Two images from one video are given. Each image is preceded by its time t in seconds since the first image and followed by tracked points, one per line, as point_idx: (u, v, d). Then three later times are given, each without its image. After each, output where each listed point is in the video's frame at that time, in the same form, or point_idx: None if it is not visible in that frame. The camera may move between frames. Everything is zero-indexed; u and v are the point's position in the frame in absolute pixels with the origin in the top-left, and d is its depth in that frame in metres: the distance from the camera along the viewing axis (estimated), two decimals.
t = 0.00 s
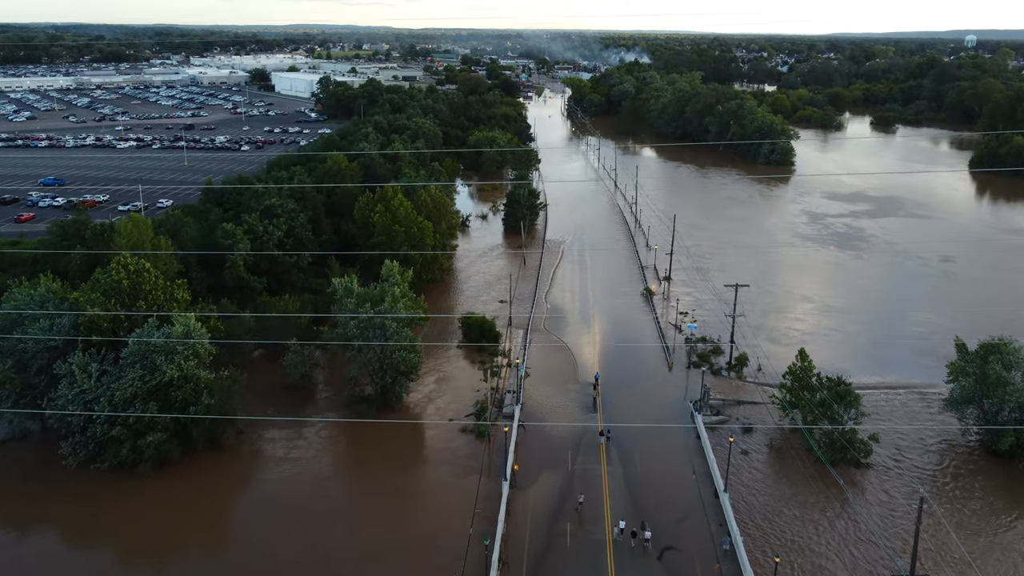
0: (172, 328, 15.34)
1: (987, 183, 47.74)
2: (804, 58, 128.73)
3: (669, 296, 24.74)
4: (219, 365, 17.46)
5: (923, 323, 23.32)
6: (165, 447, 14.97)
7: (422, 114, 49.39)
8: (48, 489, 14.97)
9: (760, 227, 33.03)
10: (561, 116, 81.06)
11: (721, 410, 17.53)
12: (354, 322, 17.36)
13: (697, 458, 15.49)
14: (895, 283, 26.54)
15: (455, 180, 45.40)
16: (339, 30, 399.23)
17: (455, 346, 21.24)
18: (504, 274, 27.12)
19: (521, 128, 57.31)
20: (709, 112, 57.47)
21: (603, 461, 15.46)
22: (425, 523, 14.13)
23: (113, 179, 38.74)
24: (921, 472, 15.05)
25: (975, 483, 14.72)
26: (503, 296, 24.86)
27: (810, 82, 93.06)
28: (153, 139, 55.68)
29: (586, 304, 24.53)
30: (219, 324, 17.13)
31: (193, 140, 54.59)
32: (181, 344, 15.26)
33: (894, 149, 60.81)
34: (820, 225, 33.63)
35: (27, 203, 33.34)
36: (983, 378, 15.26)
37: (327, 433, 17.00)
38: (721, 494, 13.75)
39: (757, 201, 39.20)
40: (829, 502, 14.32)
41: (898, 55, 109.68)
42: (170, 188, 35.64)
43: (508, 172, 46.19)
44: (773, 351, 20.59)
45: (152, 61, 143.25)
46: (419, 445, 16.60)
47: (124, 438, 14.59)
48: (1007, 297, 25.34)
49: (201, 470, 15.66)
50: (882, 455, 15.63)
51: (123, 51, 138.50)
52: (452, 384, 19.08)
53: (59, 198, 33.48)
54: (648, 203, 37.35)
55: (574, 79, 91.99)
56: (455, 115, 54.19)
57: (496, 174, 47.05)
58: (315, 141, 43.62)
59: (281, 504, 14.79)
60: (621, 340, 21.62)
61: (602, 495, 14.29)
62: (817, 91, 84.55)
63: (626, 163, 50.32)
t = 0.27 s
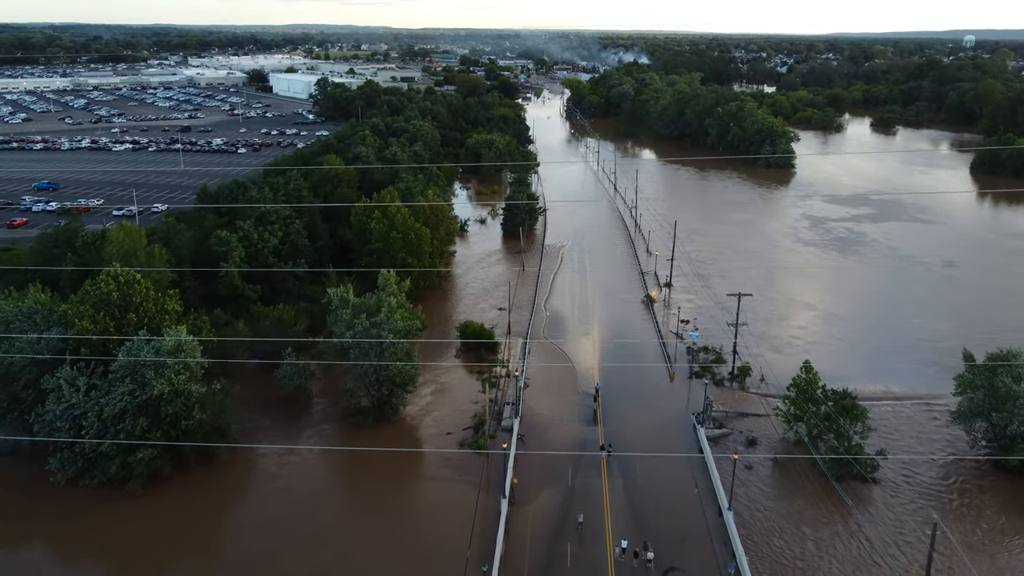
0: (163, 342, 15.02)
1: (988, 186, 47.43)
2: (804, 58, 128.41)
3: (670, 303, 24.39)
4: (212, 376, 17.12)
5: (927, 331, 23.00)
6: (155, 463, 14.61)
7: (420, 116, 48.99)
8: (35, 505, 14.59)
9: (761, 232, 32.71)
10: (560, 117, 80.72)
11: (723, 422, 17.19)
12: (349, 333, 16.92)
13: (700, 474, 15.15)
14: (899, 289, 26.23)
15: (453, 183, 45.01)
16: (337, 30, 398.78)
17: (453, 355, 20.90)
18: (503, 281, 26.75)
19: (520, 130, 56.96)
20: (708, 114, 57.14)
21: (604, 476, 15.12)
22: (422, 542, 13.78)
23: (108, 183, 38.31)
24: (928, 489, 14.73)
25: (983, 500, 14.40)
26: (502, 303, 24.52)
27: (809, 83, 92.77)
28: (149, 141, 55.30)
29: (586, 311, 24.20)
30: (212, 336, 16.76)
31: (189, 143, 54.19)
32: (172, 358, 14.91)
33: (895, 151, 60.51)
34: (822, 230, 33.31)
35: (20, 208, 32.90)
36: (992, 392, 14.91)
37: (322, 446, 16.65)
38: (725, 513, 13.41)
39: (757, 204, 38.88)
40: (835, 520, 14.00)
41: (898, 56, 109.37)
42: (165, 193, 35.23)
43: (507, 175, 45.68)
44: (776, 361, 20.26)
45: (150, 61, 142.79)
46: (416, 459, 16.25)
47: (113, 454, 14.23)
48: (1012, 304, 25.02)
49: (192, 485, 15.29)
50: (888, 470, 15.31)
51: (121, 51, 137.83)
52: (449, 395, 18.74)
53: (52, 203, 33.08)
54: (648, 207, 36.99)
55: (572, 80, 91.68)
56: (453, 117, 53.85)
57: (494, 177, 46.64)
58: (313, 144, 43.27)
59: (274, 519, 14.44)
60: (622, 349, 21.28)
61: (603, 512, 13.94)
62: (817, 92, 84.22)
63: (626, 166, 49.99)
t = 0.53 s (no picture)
0: (153, 356, 14.63)
1: (990, 189, 47.11)
2: (803, 59, 128.03)
3: (672, 311, 24.03)
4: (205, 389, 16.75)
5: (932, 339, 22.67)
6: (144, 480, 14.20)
7: (418, 118, 48.59)
8: (22, 523, 14.19)
9: (763, 237, 32.37)
10: (559, 118, 80.34)
11: (727, 435, 16.86)
12: (344, 345, 16.44)
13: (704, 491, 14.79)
14: (903, 296, 25.90)
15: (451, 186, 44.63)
16: (335, 30, 398.31)
17: (451, 365, 20.55)
18: (502, 288, 26.39)
19: (519, 132, 56.60)
20: (708, 116, 56.80)
21: (605, 493, 14.76)
22: (419, 562, 13.40)
23: (103, 187, 37.89)
24: (937, 508, 14.41)
25: (993, 518, 14.09)
26: (501, 311, 24.17)
27: (809, 84, 92.45)
28: (145, 143, 54.82)
29: (586, 319, 23.85)
30: (204, 348, 16.37)
31: (186, 145, 53.77)
32: (162, 373, 14.52)
33: (896, 153, 60.19)
34: (824, 235, 32.98)
35: (12, 212, 32.46)
36: (1002, 407, 14.58)
37: (317, 460, 16.27)
38: (730, 533, 13.07)
39: (758, 208, 38.55)
40: (842, 539, 13.69)
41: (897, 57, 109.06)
42: (160, 198, 34.82)
43: (506, 178, 45.34)
44: (780, 371, 19.91)
45: (147, 62, 142.18)
46: (413, 475, 15.88)
47: (102, 472, 13.83)
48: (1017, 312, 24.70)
49: (183, 502, 14.90)
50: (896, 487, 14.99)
51: (119, 52, 137.16)
52: (447, 407, 18.39)
53: (45, 207, 32.65)
54: (648, 211, 36.62)
55: (571, 81, 91.30)
56: (451, 119, 53.45)
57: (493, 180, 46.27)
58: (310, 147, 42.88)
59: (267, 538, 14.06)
60: (623, 359, 20.93)
61: (605, 532, 13.59)
62: (816, 93, 83.89)
63: (625, 168, 49.63)
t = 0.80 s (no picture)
0: (142, 371, 14.23)
1: (992, 191, 46.78)
2: (803, 59, 127.75)
3: (673, 319, 23.68)
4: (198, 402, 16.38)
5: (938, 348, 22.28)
6: (133, 498, 13.79)
7: (416, 121, 48.18)
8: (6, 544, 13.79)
9: (764, 242, 32.02)
10: (558, 119, 79.96)
11: (730, 448, 16.51)
12: (339, 358, 16.00)
13: (708, 509, 14.43)
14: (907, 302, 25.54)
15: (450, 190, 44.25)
16: (334, 30, 397.98)
17: (449, 376, 20.20)
18: (500, 294, 26.03)
19: (518, 134, 56.26)
20: (708, 118, 56.46)
21: (606, 511, 14.41)
22: None
23: (97, 191, 37.49)
24: (947, 527, 14.07)
25: (1005, 537, 13.74)
26: (499, 319, 23.81)
27: (808, 85, 92.14)
28: (141, 146, 54.39)
29: (586, 327, 23.51)
30: (195, 361, 15.98)
31: (182, 147, 53.35)
32: (151, 389, 14.13)
33: (896, 155, 59.87)
34: (826, 239, 32.64)
35: (5, 217, 32.03)
36: (1012, 422, 14.24)
37: (312, 476, 15.88)
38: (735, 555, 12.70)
39: (759, 212, 38.21)
40: (849, 559, 13.34)
41: (897, 57, 108.74)
42: (155, 202, 34.42)
43: (505, 181, 44.95)
44: (784, 381, 19.56)
45: (145, 61, 141.69)
46: (410, 491, 15.50)
47: (89, 490, 13.41)
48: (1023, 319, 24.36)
49: (173, 521, 14.49)
50: (904, 504, 14.64)
51: (116, 52, 136.55)
52: (445, 420, 18.01)
53: (38, 212, 32.20)
54: (649, 216, 36.25)
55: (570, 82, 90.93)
56: (449, 121, 53.08)
57: (492, 183, 45.89)
58: (307, 149, 42.49)
59: (260, 558, 13.65)
60: (623, 368, 20.58)
61: (606, 553, 13.23)
62: (816, 94, 83.55)
63: (625, 171, 49.28)
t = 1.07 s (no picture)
0: (132, 387, 13.81)
1: (995, 194, 46.43)
2: (802, 60, 127.46)
3: (674, 327, 23.34)
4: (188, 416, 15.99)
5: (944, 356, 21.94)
6: (122, 518, 13.39)
7: (414, 123, 47.79)
8: None
9: (766, 247, 31.69)
10: (557, 121, 79.61)
11: (734, 464, 16.16)
12: (334, 372, 15.64)
13: (713, 528, 14.08)
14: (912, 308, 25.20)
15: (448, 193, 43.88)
16: (333, 30, 397.53)
17: (447, 387, 19.85)
18: (499, 302, 25.68)
19: (517, 136, 55.90)
20: (708, 120, 56.11)
21: (608, 530, 14.05)
22: None
23: (92, 195, 37.11)
24: (957, 546, 13.72)
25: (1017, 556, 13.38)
26: (499, 327, 23.45)
27: (808, 86, 91.85)
28: (137, 148, 53.97)
29: (586, 336, 23.16)
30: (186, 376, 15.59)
31: (178, 150, 52.95)
32: (141, 405, 13.73)
33: (898, 156, 59.54)
34: (828, 244, 32.29)
35: None
36: None
37: (306, 493, 15.50)
38: None
39: (760, 215, 37.89)
40: None
41: (897, 58, 108.42)
42: (149, 207, 34.04)
43: (504, 184, 44.58)
44: (788, 392, 19.22)
45: (143, 62, 141.20)
46: (407, 508, 15.13)
47: (77, 511, 13.01)
48: None
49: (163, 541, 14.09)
50: (912, 522, 14.29)
51: (114, 52, 136.09)
52: (443, 433, 17.66)
53: (31, 217, 31.82)
54: (649, 220, 35.88)
55: (570, 83, 90.60)
56: (448, 123, 52.73)
57: (490, 186, 45.51)
58: (304, 153, 42.10)
59: None
60: (624, 379, 20.22)
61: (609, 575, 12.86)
62: (816, 95, 83.19)
63: (625, 174, 48.93)
